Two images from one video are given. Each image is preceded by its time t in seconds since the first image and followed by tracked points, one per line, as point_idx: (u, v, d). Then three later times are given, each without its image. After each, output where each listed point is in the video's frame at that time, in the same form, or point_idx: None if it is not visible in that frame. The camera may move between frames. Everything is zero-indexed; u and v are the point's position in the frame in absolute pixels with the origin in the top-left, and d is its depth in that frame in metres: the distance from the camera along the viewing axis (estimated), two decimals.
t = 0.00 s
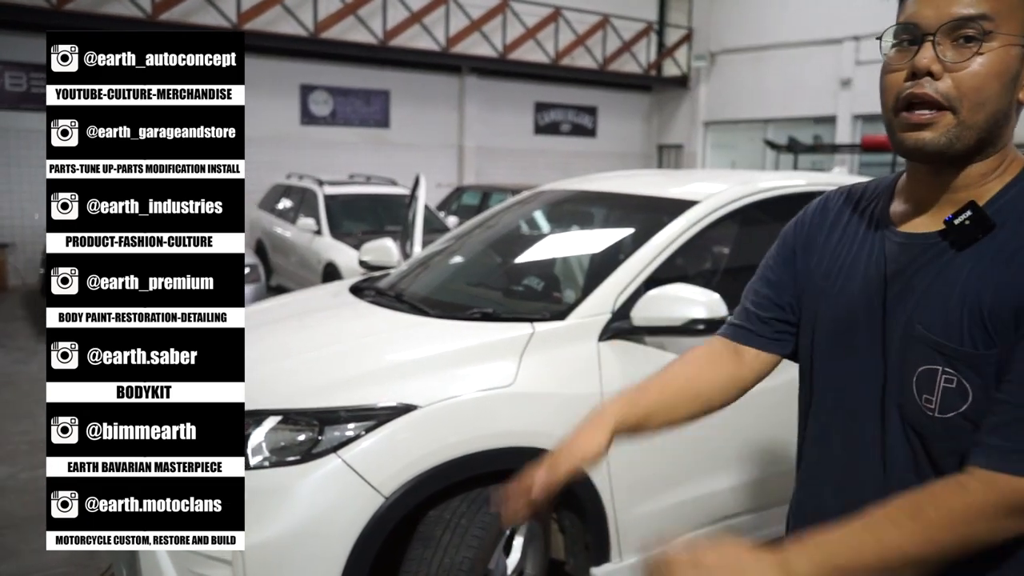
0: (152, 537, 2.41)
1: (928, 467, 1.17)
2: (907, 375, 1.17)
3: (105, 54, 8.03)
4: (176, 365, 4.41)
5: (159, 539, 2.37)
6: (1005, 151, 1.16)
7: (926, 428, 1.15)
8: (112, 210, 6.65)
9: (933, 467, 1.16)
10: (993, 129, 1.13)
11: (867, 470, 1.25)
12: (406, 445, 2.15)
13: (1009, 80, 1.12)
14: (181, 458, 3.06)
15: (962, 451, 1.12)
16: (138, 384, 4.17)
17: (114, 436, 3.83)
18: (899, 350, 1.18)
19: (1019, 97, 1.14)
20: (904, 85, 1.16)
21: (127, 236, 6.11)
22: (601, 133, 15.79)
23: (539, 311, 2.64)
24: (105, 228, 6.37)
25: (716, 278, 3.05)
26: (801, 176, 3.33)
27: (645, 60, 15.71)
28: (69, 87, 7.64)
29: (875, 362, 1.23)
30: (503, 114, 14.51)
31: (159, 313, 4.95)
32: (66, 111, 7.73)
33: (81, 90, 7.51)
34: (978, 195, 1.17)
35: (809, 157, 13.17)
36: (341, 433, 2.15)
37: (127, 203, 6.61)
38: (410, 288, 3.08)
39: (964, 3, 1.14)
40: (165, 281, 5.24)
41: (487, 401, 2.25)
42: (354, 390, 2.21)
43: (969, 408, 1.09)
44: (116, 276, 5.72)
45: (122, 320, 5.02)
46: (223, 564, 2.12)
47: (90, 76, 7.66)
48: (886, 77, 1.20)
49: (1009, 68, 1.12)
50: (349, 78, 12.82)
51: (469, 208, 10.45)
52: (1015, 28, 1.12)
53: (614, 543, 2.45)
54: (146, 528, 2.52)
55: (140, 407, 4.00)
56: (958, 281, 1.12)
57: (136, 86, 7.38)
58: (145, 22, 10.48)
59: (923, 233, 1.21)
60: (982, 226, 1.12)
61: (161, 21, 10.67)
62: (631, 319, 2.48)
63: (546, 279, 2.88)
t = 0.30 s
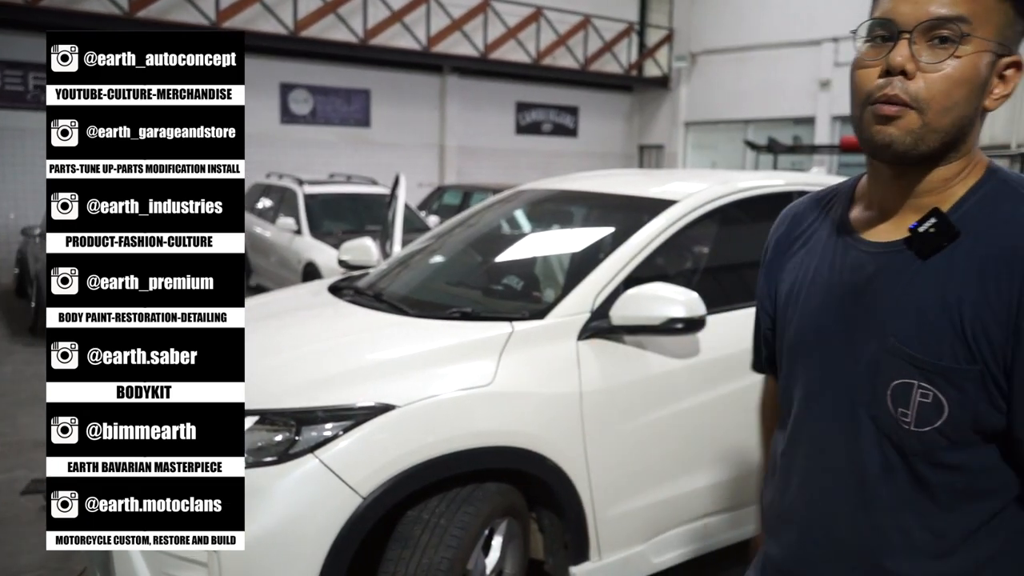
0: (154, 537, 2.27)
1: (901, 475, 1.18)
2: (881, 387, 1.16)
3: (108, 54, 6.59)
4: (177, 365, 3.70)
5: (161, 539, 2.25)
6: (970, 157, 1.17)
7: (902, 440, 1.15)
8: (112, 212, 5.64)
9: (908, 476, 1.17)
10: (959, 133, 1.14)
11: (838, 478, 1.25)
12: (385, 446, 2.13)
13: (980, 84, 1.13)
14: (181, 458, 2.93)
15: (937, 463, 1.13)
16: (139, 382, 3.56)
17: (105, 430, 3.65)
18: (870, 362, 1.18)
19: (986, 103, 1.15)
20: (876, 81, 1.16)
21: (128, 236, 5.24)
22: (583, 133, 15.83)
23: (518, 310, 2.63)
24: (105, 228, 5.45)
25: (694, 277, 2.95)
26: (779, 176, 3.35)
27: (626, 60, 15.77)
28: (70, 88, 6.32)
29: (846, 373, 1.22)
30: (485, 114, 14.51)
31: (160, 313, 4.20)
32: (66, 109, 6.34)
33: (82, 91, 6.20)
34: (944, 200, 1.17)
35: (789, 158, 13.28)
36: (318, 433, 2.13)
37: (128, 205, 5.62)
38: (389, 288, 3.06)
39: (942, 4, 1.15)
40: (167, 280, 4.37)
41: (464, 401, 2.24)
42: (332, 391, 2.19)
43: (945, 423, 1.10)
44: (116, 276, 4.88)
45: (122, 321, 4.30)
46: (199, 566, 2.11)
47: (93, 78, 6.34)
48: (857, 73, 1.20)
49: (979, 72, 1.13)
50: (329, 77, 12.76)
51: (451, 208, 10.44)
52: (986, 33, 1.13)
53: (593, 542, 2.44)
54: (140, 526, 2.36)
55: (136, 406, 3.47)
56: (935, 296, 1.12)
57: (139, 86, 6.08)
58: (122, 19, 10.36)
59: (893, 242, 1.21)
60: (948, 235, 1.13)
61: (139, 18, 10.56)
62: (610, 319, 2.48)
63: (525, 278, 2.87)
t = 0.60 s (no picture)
0: (153, 537, 2.20)
1: (867, 474, 1.19)
2: (846, 388, 1.18)
3: (107, 54, 6.66)
4: (176, 365, 3.64)
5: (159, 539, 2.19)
6: (931, 160, 1.19)
7: (865, 439, 1.17)
8: (111, 212, 5.53)
9: (876, 475, 1.18)
10: (921, 143, 1.17)
11: (811, 476, 1.27)
12: (364, 447, 2.13)
13: (932, 95, 1.16)
14: (182, 458, 2.90)
15: (900, 463, 1.15)
16: (139, 382, 3.49)
17: (105, 430, 3.58)
18: (835, 363, 1.20)
19: (941, 110, 1.18)
20: (834, 104, 1.19)
21: (127, 235, 5.15)
22: (563, 134, 15.87)
23: (497, 311, 2.64)
24: (103, 228, 5.38)
25: (674, 277, 3.00)
26: (756, 178, 3.38)
27: (607, 62, 15.82)
28: (69, 88, 6.39)
29: (815, 374, 1.24)
30: (465, 114, 14.51)
31: (160, 313, 4.15)
32: (66, 110, 6.32)
33: (81, 90, 6.22)
34: (905, 205, 1.20)
35: (767, 160, 13.39)
36: (298, 434, 2.12)
37: (128, 204, 5.52)
38: (369, 289, 3.07)
39: (886, 22, 1.17)
40: (166, 280, 4.34)
41: (444, 403, 2.25)
42: (312, 392, 2.19)
43: (904, 422, 1.12)
44: (117, 276, 4.82)
45: (122, 320, 4.26)
46: (178, 568, 2.10)
47: (91, 77, 6.37)
48: (814, 96, 1.22)
49: (930, 84, 1.16)
50: (310, 77, 12.70)
51: (432, 209, 10.42)
52: (932, 45, 1.16)
53: (572, 541, 2.46)
54: (139, 527, 2.30)
55: (138, 407, 3.40)
56: (897, 297, 1.13)
57: (138, 85, 6.07)
58: (98, 18, 10.27)
59: (860, 247, 1.23)
60: (906, 239, 1.15)
61: (115, 17, 10.48)
62: (589, 320, 2.49)
63: (505, 279, 2.88)
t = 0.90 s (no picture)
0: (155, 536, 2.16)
1: (842, 472, 1.16)
2: (820, 385, 1.16)
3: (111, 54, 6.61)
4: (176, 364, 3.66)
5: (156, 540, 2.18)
6: (912, 166, 1.18)
7: (837, 435, 1.15)
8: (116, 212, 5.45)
9: (850, 474, 1.15)
10: (903, 155, 1.17)
11: (786, 473, 1.25)
12: (340, 452, 2.13)
13: (911, 108, 1.16)
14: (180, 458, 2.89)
15: (869, 461, 1.12)
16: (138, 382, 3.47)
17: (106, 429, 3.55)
18: (810, 362, 1.19)
19: (921, 119, 1.18)
20: (815, 118, 1.20)
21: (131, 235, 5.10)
22: (541, 136, 15.92)
23: (475, 315, 2.65)
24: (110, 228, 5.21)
25: (651, 279, 3.02)
26: (731, 182, 3.42)
27: (585, 64, 15.89)
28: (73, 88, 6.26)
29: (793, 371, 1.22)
30: (444, 116, 14.52)
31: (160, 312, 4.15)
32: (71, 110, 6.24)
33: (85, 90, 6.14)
34: (886, 212, 1.20)
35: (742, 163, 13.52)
36: (274, 440, 2.12)
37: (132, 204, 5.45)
38: (347, 293, 3.07)
39: (863, 36, 1.17)
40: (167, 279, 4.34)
41: (423, 407, 2.26)
42: (290, 398, 2.19)
43: (872, 419, 1.09)
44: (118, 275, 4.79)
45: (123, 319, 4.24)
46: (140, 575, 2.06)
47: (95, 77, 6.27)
48: (797, 109, 1.24)
49: (911, 97, 1.15)
50: (287, 79, 12.63)
51: (411, 211, 10.43)
52: (909, 58, 1.16)
53: (548, 542, 2.47)
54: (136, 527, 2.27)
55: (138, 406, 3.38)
56: (868, 295, 1.11)
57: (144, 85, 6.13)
58: (73, 18, 10.13)
59: (842, 248, 1.22)
60: (888, 243, 1.13)
61: (90, 17, 10.30)
62: (565, 324, 2.51)
63: (483, 283, 2.90)
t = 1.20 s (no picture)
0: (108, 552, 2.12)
1: (774, 484, 1.19)
2: (754, 399, 1.18)
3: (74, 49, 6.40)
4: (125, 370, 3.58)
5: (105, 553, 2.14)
6: (845, 188, 1.21)
7: (770, 450, 1.17)
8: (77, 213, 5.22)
9: (783, 488, 1.18)
10: (834, 178, 1.20)
11: (722, 485, 1.27)
12: (290, 463, 2.12)
13: (846, 132, 1.18)
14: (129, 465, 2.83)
15: (797, 475, 1.14)
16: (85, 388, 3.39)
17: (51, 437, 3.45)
18: (745, 377, 1.21)
19: (855, 145, 1.20)
20: (753, 132, 1.22)
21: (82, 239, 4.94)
22: (493, 138, 15.92)
23: (424, 323, 2.65)
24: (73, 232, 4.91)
25: (601, 284, 3.06)
26: (678, 190, 3.47)
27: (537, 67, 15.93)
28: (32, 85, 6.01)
29: (731, 386, 1.24)
30: (395, 116, 14.45)
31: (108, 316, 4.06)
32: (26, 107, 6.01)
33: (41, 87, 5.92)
34: (820, 232, 1.22)
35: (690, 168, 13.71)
36: (220, 452, 2.10)
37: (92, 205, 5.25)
38: (294, 300, 3.04)
39: (805, 57, 1.20)
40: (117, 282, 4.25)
41: (373, 417, 2.26)
42: (237, 409, 2.16)
43: (804, 435, 1.11)
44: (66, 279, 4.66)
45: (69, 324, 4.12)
46: None
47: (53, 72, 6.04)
48: (738, 123, 1.26)
49: (847, 121, 1.18)
50: (235, 78, 12.41)
51: (361, 213, 10.36)
52: (849, 82, 1.18)
53: (498, 550, 2.49)
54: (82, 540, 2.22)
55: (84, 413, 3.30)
56: (800, 313, 1.13)
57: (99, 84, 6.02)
58: (11, 13, 9.79)
59: (778, 265, 1.24)
60: (820, 263, 1.15)
61: (29, 12, 9.97)
62: (514, 332, 2.52)
63: (432, 290, 2.90)
